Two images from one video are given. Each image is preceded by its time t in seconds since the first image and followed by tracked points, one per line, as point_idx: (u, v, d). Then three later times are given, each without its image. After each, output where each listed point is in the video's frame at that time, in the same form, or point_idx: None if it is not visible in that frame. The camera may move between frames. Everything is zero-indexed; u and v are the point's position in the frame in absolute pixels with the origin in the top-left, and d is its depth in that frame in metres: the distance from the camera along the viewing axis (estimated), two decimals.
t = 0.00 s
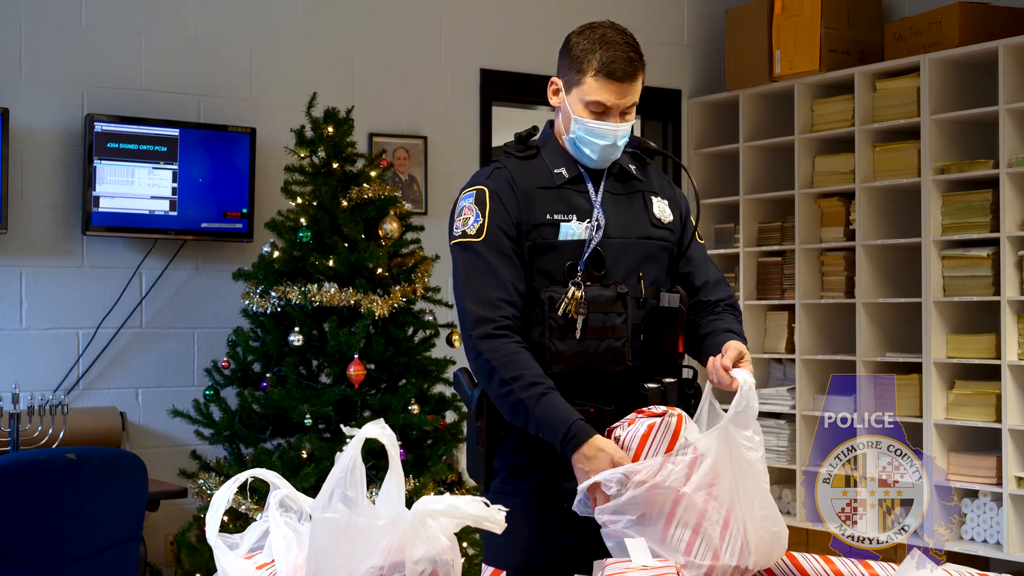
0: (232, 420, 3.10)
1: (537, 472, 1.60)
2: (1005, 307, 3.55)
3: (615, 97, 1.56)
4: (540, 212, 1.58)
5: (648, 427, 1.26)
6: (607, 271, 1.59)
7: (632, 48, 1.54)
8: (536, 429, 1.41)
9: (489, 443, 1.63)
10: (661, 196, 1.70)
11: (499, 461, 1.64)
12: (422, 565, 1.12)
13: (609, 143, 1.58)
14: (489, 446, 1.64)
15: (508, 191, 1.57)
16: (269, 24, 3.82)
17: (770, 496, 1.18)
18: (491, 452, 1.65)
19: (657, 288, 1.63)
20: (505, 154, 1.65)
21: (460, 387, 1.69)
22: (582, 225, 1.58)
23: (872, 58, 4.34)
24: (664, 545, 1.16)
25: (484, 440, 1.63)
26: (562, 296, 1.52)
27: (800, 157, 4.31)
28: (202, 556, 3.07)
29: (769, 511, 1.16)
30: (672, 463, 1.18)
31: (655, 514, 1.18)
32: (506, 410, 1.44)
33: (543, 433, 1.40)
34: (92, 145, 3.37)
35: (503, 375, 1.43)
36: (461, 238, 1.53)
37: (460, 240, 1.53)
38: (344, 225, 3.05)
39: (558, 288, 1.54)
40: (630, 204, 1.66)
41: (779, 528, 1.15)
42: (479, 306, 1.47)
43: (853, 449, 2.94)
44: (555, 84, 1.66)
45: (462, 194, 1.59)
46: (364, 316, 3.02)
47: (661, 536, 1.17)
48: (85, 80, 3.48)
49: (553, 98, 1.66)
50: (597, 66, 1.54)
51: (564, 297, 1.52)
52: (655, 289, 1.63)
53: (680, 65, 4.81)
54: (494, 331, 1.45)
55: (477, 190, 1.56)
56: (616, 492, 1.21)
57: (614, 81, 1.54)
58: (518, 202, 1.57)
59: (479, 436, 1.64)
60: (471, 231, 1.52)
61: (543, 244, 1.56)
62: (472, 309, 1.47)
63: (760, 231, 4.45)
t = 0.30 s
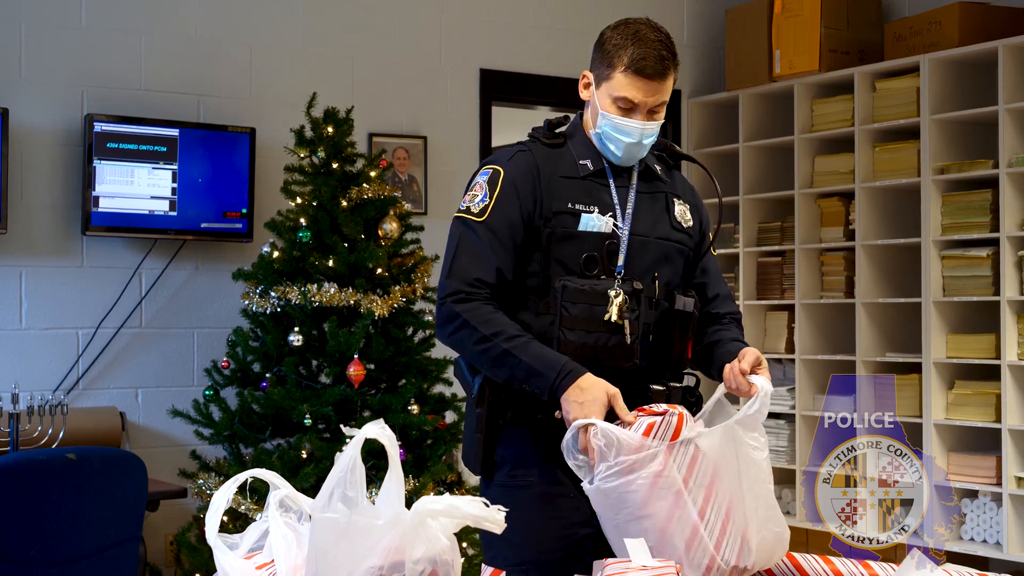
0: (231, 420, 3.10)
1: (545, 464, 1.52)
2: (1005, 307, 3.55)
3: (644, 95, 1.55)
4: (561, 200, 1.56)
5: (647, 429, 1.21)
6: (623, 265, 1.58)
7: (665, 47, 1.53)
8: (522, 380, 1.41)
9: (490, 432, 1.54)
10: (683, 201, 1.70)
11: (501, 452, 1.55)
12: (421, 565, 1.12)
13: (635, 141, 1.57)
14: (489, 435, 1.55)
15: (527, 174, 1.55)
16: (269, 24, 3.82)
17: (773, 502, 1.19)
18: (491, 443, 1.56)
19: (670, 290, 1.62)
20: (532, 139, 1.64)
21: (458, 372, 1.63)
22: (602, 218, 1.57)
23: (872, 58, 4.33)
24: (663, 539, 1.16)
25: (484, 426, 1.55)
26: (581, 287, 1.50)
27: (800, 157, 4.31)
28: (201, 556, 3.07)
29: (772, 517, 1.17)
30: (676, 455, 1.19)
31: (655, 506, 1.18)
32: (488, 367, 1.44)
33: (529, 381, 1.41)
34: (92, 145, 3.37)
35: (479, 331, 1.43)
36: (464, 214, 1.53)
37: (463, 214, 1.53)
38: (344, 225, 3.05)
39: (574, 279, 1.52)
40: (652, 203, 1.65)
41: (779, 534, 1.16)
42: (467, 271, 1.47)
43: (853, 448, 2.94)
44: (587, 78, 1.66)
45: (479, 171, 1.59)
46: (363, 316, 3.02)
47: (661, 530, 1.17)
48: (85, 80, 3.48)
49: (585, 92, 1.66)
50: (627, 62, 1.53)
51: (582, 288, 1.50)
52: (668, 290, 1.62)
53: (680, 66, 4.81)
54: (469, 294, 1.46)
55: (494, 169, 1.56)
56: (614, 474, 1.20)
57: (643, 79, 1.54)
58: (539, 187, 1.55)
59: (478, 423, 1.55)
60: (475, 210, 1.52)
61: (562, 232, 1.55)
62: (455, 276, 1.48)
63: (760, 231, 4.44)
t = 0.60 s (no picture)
0: (231, 420, 3.10)
1: (554, 471, 1.49)
2: (1005, 307, 3.56)
3: (629, 92, 1.54)
4: (559, 206, 1.55)
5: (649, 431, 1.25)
6: (625, 269, 1.56)
7: (654, 43, 1.53)
8: (492, 371, 1.42)
9: (497, 440, 1.50)
10: (679, 190, 1.69)
11: (509, 458, 1.51)
12: (422, 565, 1.13)
13: (621, 140, 1.57)
14: (496, 441, 1.51)
15: (515, 181, 1.54)
16: (269, 24, 3.82)
17: (782, 505, 1.18)
18: (498, 450, 1.51)
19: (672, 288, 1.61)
20: (520, 141, 1.62)
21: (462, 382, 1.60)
22: (601, 221, 1.54)
23: (872, 58, 4.33)
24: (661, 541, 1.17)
25: (489, 434, 1.50)
26: (585, 297, 1.48)
27: (800, 156, 4.31)
28: (201, 556, 3.06)
29: (776, 523, 1.16)
30: (680, 458, 1.18)
31: (656, 508, 1.18)
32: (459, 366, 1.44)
33: (495, 369, 1.41)
34: (92, 145, 3.37)
35: (447, 334, 1.43)
36: (440, 224, 1.53)
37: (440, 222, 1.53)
38: (344, 225, 3.05)
39: (575, 287, 1.50)
40: (649, 198, 1.65)
41: (784, 542, 1.16)
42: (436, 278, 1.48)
43: (854, 448, 2.94)
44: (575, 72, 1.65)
45: (461, 178, 1.59)
46: (363, 316, 3.02)
47: (660, 531, 1.18)
48: (85, 81, 3.48)
49: (572, 86, 1.65)
50: (614, 58, 1.52)
51: (583, 298, 1.48)
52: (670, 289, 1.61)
53: (680, 65, 4.81)
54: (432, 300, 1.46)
55: (474, 176, 1.55)
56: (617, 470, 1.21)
57: (631, 75, 1.53)
58: (534, 193, 1.54)
59: (485, 429, 1.50)
60: (453, 219, 1.52)
61: (561, 239, 1.53)
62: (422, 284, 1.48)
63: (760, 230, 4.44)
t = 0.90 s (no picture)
0: (231, 420, 3.10)
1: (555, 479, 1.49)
2: (1005, 307, 3.55)
3: (619, 96, 1.48)
4: (557, 217, 1.50)
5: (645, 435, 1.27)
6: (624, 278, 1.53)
7: (642, 43, 1.45)
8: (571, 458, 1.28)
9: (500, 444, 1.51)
10: (667, 184, 1.67)
11: (510, 467, 1.51)
12: (422, 565, 1.13)
13: (610, 143, 1.52)
14: (499, 448, 1.52)
15: (515, 193, 1.48)
16: (269, 24, 3.83)
17: (790, 504, 1.17)
18: (500, 457, 1.52)
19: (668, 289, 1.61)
20: (509, 148, 1.56)
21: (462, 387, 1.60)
22: (599, 230, 1.50)
23: (872, 58, 4.33)
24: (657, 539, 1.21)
25: (492, 439, 1.51)
26: (588, 312, 1.44)
27: (800, 156, 4.31)
28: (201, 556, 3.06)
29: (777, 524, 1.15)
30: (672, 456, 1.22)
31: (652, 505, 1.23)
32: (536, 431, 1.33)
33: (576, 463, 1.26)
34: (92, 145, 3.37)
35: (537, 401, 1.31)
36: (473, 250, 1.43)
37: (470, 250, 1.44)
38: (344, 224, 3.05)
39: (577, 300, 1.46)
40: (641, 196, 1.62)
41: (789, 541, 1.15)
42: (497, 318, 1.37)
43: (854, 448, 2.94)
44: (561, 73, 1.58)
45: (464, 199, 1.50)
46: (364, 315, 3.02)
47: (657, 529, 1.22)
48: (85, 80, 3.48)
49: (557, 87, 1.59)
50: (601, 61, 1.45)
51: (585, 313, 1.45)
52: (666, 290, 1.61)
53: (680, 65, 4.81)
54: (524, 350, 1.34)
55: (482, 194, 1.46)
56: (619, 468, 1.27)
57: (620, 78, 1.46)
58: (532, 206, 1.49)
59: (488, 437, 1.51)
60: (482, 241, 1.42)
61: (559, 251, 1.49)
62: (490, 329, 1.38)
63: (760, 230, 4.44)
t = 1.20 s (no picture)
0: (231, 420, 3.10)
1: (564, 479, 1.49)
2: (1005, 307, 3.55)
3: (658, 98, 1.46)
4: (593, 221, 1.49)
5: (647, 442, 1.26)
6: (652, 286, 1.52)
7: (682, 47, 1.43)
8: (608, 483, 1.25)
9: (509, 443, 1.50)
10: (693, 193, 1.66)
11: (520, 463, 1.51)
12: (422, 565, 1.13)
13: (648, 146, 1.52)
14: (508, 445, 1.51)
15: (556, 195, 1.47)
16: (268, 24, 3.82)
17: (791, 506, 1.17)
18: (509, 454, 1.52)
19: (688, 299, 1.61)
20: (546, 150, 1.55)
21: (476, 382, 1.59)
22: (634, 236, 1.50)
23: (872, 57, 4.33)
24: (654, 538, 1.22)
25: (501, 437, 1.50)
26: (616, 318, 1.44)
27: (800, 156, 4.32)
28: (201, 556, 3.06)
29: (774, 525, 1.15)
30: (672, 454, 1.23)
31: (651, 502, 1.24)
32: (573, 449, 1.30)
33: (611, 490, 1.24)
34: (92, 146, 3.36)
35: (584, 419, 1.28)
36: (522, 252, 1.40)
37: (518, 254, 1.41)
38: (344, 224, 3.05)
39: (608, 306, 1.46)
40: (669, 204, 1.61)
41: (790, 545, 1.15)
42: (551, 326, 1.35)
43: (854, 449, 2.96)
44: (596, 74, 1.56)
45: (506, 203, 1.47)
46: (364, 315, 3.02)
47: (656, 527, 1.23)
48: (85, 80, 3.48)
49: (594, 89, 1.57)
50: (641, 64, 1.44)
51: (616, 319, 1.44)
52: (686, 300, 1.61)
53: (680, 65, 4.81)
54: (584, 357, 1.31)
55: (530, 198, 1.45)
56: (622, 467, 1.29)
57: (659, 82, 1.44)
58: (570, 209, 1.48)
59: (498, 433, 1.50)
60: (531, 244, 1.40)
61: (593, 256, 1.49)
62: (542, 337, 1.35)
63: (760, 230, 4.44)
